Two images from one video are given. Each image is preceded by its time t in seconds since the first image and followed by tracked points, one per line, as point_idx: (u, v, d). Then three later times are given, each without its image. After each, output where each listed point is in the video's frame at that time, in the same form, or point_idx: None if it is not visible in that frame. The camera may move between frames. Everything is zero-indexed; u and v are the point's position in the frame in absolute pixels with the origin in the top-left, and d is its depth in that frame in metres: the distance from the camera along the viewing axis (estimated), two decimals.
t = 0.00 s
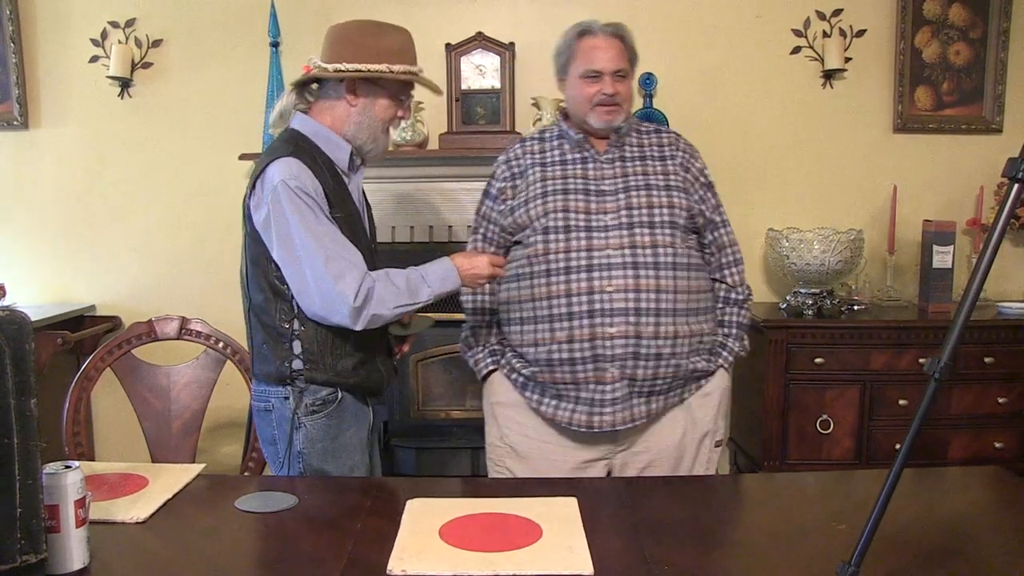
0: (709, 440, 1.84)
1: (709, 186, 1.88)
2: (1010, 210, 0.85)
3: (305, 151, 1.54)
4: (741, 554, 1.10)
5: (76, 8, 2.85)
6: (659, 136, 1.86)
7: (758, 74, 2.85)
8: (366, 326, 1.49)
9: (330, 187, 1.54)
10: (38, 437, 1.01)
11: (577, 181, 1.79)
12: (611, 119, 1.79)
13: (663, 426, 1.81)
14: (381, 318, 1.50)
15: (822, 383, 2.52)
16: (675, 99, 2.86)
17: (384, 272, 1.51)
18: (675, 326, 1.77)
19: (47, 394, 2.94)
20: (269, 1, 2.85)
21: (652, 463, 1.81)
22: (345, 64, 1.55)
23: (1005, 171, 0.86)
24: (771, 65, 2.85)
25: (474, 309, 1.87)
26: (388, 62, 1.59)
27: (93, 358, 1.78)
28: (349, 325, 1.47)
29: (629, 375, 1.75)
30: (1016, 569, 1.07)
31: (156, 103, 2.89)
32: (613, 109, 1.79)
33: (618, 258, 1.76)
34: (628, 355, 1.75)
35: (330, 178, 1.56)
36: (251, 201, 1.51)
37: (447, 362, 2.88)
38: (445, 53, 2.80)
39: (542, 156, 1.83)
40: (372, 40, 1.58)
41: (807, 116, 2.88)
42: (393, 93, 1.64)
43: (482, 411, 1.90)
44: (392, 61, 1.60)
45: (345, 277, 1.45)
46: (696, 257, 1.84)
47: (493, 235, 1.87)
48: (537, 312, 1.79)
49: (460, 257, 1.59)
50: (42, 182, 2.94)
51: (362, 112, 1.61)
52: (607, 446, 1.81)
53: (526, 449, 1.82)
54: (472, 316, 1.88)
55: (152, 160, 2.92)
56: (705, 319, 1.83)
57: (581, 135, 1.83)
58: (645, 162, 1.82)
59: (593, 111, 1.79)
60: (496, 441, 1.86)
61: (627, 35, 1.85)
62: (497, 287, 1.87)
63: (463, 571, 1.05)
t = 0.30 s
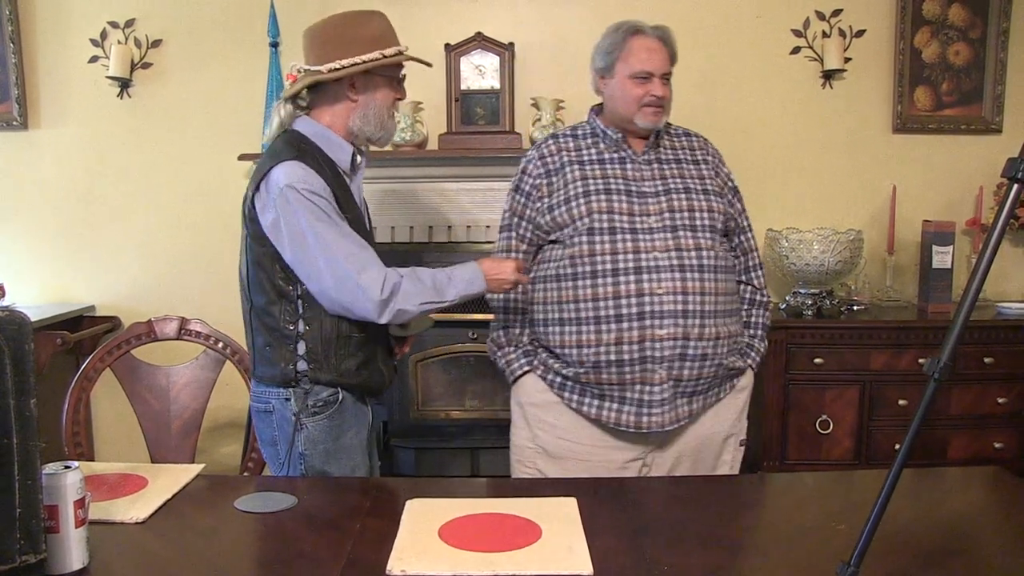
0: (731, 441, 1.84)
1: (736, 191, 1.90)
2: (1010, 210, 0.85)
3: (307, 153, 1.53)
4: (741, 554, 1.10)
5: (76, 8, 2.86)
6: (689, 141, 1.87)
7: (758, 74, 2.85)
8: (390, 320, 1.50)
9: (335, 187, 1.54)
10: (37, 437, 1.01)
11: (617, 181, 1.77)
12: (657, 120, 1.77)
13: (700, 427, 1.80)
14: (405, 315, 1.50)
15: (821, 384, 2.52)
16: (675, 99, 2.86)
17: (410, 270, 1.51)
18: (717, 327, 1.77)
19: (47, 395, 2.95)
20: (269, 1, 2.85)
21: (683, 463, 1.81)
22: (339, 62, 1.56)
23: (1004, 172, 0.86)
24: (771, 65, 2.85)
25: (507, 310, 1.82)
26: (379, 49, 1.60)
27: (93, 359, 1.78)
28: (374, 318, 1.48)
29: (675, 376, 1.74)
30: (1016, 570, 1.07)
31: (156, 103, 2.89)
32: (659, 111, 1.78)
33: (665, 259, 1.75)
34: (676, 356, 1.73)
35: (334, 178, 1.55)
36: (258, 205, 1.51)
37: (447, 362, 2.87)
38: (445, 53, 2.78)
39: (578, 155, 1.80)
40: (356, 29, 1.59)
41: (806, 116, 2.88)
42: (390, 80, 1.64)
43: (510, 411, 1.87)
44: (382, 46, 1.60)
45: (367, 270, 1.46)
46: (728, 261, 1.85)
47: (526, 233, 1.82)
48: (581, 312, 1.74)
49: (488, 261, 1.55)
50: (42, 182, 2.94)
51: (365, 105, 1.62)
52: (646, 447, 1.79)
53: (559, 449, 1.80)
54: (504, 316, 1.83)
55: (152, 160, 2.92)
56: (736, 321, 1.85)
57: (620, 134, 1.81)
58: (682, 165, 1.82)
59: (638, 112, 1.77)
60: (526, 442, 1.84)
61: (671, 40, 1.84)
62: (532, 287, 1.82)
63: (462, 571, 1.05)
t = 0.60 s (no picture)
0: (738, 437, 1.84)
1: (742, 193, 1.93)
2: (1010, 210, 0.85)
3: (313, 152, 1.52)
4: (740, 554, 1.10)
5: (76, 8, 2.86)
6: (697, 142, 1.89)
7: (758, 75, 2.85)
8: (411, 309, 1.51)
9: (342, 184, 1.54)
10: (36, 437, 1.01)
11: (635, 180, 1.76)
12: (672, 120, 1.79)
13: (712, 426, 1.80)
14: (428, 303, 1.52)
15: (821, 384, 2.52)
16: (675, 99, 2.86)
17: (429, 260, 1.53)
18: (732, 327, 1.78)
19: (47, 395, 2.94)
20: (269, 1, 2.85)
21: (695, 461, 1.82)
22: (338, 62, 1.56)
23: (1005, 172, 0.86)
24: (771, 66, 2.85)
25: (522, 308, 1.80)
26: (378, 47, 1.59)
27: (92, 359, 1.78)
28: (396, 307, 1.49)
29: (694, 375, 1.73)
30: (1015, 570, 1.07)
31: (156, 103, 2.89)
32: (674, 111, 1.80)
33: (685, 258, 1.74)
34: (695, 355, 1.73)
35: (339, 175, 1.55)
36: (267, 205, 1.51)
37: (446, 362, 2.88)
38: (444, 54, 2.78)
39: (592, 153, 1.79)
40: (354, 27, 1.58)
41: (806, 116, 2.88)
42: (390, 77, 1.64)
43: (523, 411, 1.85)
44: (381, 44, 1.60)
45: (384, 260, 1.47)
46: (738, 261, 1.87)
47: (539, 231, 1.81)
48: (599, 312, 1.72)
49: (508, 248, 1.57)
50: (42, 182, 2.94)
51: (366, 104, 1.62)
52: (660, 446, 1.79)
53: (575, 449, 1.79)
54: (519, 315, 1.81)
55: (152, 160, 2.92)
56: (745, 320, 1.86)
57: (634, 132, 1.81)
58: (694, 166, 1.83)
59: (655, 111, 1.78)
60: (540, 442, 1.83)
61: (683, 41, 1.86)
62: (545, 285, 1.80)
63: (462, 572, 1.05)
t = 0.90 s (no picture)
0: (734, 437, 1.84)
1: (730, 191, 1.94)
2: (1010, 210, 0.85)
3: (319, 152, 1.53)
4: (737, 554, 1.10)
5: (76, 8, 2.86)
6: (685, 140, 1.90)
7: (758, 75, 2.85)
8: (427, 299, 1.52)
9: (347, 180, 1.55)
10: (36, 438, 1.01)
11: (624, 179, 1.76)
12: (658, 116, 1.79)
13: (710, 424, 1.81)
14: (444, 293, 1.52)
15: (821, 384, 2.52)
16: (674, 99, 2.86)
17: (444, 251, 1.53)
18: (727, 322, 1.78)
19: (47, 395, 2.94)
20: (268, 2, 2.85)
21: (693, 460, 1.82)
22: (343, 61, 1.56)
23: (1004, 172, 0.86)
24: (771, 66, 2.85)
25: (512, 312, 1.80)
26: (381, 45, 1.60)
27: (92, 359, 1.78)
28: (411, 297, 1.49)
29: (692, 372, 1.73)
30: (1015, 569, 1.07)
31: (156, 103, 2.89)
32: (659, 108, 1.79)
33: (677, 255, 1.75)
34: (692, 351, 1.72)
35: (345, 174, 1.55)
36: (274, 207, 1.50)
37: (446, 362, 2.86)
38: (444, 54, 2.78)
39: (581, 154, 1.79)
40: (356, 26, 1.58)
41: (806, 116, 2.88)
42: (393, 75, 1.65)
43: (517, 416, 1.84)
44: (383, 43, 1.60)
45: (399, 252, 1.48)
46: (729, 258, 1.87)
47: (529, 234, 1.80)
48: (592, 312, 1.72)
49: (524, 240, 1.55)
50: (42, 183, 2.94)
51: (370, 103, 1.63)
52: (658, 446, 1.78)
53: (572, 453, 1.78)
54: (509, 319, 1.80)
55: (152, 160, 2.92)
56: (738, 316, 1.86)
57: (620, 131, 1.82)
58: (683, 164, 1.84)
59: (639, 108, 1.78)
60: (536, 447, 1.82)
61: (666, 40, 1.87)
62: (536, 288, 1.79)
63: (462, 571, 1.05)
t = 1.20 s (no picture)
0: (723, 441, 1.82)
1: (715, 192, 1.93)
2: (1009, 210, 0.85)
3: (320, 151, 1.53)
4: (737, 554, 1.10)
5: (76, 9, 2.86)
6: (669, 141, 1.89)
7: (758, 74, 2.85)
8: (430, 296, 1.54)
9: (348, 179, 1.54)
10: (36, 438, 1.01)
11: (602, 181, 1.76)
12: (639, 116, 1.78)
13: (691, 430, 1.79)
14: (447, 290, 1.54)
15: (821, 384, 2.52)
16: (674, 99, 2.86)
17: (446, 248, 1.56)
18: (705, 326, 1.77)
19: (46, 395, 2.94)
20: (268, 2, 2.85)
21: (684, 465, 1.78)
22: (343, 60, 1.56)
23: (1004, 171, 0.86)
24: (771, 65, 2.85)
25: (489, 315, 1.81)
26: (381, 44, 1.60)
27: (92, 359, 1.78)
28: (414, 294, 1.52)
29: (669, 377, 1.72)
30: (1015, 570, 1.07)
31: (156, 103, 2.89)
32: (641, 107, 1.79)
33: (654, 259, 1.74)
34: (669, 356, 1.72)
35: (346, 172, 1.55)
36: (276, 206, 1.50)
37: (446, 362, 2.86)
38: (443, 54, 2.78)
39: (560, 156, 1.80)
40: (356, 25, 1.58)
41: (806, 116, 2.88)
42: (394, 73, 1.64)
43: (499, 421, 1.83)
44: (383, 41, 1.60)
45: (401, 251, 1.49)
46: (711, 261, 1.86)
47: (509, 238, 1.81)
48: (568, 316, 1.73)
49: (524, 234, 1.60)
50: (42, 183, 2.94)
51: (371, 101, 1.63)
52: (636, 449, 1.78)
53: (553, 457, 1.77)
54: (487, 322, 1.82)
55: (152, 160, 2.91)
56: (721, 320, 1.85)
57: (601, 133, 1.82)
58: (664, 165, 1.83)
59: (619, 108, 1.78)
60: (520, 452, 1.81)
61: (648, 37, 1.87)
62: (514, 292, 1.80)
63: (462, 572, 1.05)
